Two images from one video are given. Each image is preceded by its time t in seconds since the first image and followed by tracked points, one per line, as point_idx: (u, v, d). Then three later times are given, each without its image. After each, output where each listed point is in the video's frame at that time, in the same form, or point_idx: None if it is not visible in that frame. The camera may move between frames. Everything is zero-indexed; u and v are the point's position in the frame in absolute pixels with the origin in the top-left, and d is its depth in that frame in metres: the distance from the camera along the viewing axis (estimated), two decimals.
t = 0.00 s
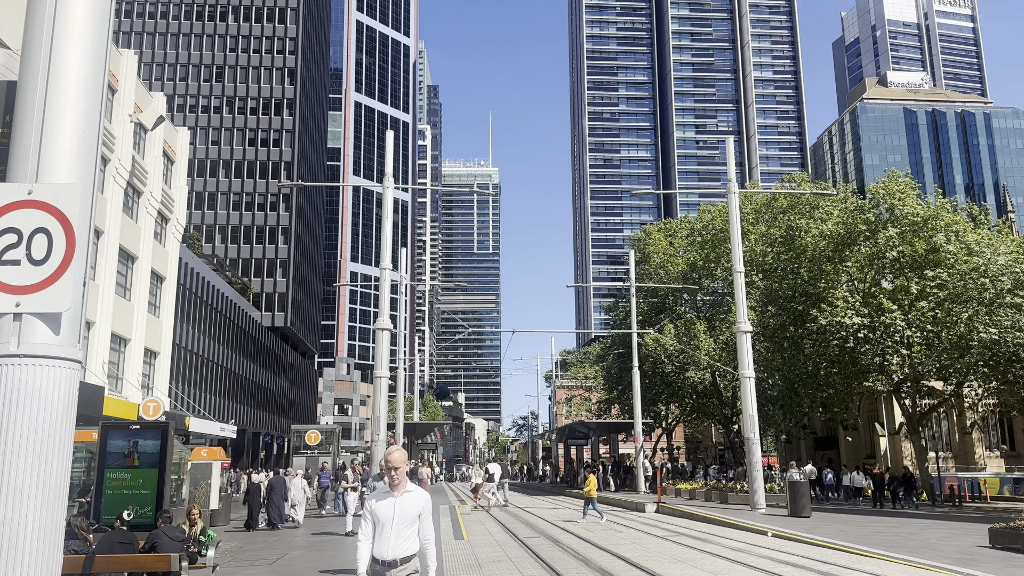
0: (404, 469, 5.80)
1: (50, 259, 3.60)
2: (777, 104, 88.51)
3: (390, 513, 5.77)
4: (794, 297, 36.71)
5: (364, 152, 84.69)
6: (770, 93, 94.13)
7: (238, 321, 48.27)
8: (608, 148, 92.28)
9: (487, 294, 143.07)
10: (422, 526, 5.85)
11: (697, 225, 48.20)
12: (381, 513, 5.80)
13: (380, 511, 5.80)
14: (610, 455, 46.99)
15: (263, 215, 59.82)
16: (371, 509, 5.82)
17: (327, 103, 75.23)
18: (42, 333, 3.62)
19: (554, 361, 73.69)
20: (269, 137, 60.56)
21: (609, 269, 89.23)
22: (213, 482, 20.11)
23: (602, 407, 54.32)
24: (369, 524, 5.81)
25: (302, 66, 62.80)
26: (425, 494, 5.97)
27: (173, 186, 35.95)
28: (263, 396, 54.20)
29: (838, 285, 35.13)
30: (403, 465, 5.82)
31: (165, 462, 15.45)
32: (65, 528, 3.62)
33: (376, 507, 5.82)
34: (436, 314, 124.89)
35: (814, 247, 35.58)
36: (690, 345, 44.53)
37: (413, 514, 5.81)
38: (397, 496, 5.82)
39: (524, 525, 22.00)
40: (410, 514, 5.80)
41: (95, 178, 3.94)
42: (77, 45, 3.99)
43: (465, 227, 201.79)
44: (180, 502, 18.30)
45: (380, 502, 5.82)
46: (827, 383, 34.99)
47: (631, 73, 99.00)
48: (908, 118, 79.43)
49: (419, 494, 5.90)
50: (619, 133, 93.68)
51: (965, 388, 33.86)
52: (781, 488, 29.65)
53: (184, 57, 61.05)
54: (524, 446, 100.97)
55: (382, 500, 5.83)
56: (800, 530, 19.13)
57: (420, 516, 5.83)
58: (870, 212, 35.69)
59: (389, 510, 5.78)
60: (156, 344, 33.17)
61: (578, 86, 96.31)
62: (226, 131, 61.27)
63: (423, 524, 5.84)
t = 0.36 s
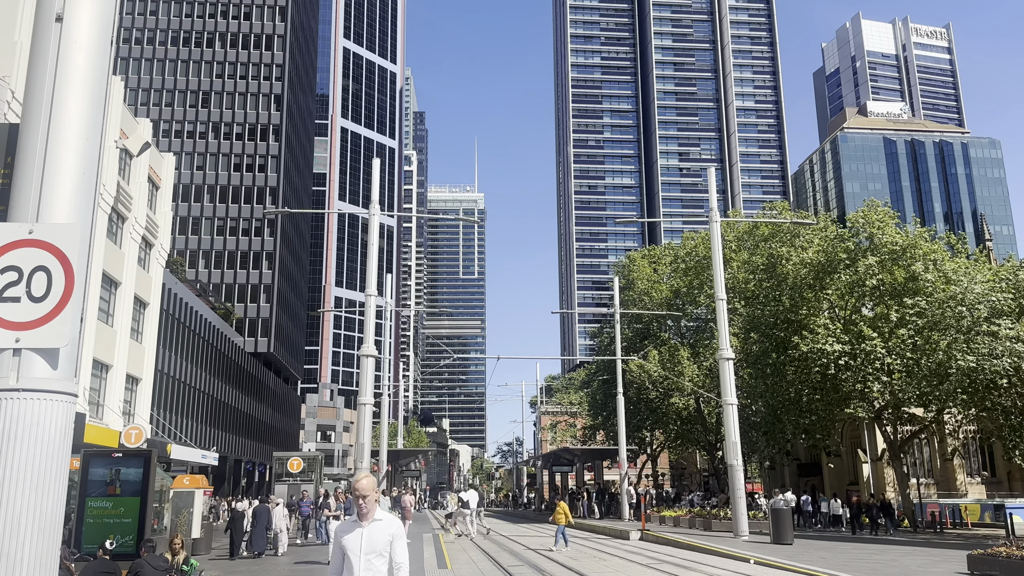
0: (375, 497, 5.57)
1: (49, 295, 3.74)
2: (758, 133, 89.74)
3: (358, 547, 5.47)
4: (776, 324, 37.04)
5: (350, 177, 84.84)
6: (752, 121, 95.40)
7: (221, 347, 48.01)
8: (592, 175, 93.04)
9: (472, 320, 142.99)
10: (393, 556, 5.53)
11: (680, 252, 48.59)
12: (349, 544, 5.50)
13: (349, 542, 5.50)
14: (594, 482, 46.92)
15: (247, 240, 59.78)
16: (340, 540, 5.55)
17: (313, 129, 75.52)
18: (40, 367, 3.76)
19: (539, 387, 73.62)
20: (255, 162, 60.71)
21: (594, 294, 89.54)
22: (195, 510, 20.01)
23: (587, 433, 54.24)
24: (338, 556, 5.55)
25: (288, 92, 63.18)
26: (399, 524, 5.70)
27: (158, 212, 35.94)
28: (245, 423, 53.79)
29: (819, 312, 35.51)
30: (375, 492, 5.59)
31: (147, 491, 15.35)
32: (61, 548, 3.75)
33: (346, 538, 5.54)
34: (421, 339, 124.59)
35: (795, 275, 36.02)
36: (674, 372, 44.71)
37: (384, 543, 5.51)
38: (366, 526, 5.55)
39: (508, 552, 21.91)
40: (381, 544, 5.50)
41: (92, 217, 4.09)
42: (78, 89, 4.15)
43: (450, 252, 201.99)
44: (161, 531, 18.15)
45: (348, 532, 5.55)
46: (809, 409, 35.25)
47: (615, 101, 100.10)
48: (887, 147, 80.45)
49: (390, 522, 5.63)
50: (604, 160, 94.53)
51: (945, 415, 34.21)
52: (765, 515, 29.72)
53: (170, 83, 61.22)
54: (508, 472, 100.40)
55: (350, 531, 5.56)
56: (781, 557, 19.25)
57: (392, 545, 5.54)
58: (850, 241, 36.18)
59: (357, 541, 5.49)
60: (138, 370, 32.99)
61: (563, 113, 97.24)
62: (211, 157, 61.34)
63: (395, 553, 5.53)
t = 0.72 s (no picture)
0: (338, 519, 5.32)
1: (56, 323, 3.91)
2: (742, 158, 90.84)
3: (322, 571, 5.21)
4: (759, 348, 37.35)
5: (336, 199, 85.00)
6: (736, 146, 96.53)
7: (205, 369, 47.79)
8: (579, 198, 93.74)
9: (458, 342, 142.74)
10: None
11: (665, 275, 49.03)
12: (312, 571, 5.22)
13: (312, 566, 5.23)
14: (580, 506, 46.84)
15: (232, 262, 59.75)
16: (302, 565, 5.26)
17: (300, 151, 75.73)
18: (45, 394, 3.93)
19: (525, 409, 73.49)
20: (241, 184, 60.79)
21: (580, 317, 89.81)
22: (179, 534, 19.94)
23: (573, 456, 54.26)
24: None
25: (276, 114, 63.46)
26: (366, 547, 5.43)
27: (143, 233, 35.89)
28: (229, 446, 53.45)
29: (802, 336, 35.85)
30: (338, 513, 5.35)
31: (132, 514, 15.30)
32: (61, 563, 3.88)
33: (308, 562, 5.26)
34: (407, 362, 124.26)
35: (778, 299, 36.41)
36: (659, 395, 44.91)
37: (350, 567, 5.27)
38: (329, 549, 5.27)
39: None
40: (348, 564, 5.26)
41: (97, 248, 4.26)
42: (85, 124, 4.33)
43: (436, 274, 202.24)
44: (145, 555, 18.08)
45: (310, 557, 5.26)
46: (793, 433, 35.47)
47: (601, 126, 101.11)
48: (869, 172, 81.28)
49: (355, 543, 5.37)
50: (590, 184, 95.25)
51: (927, 438, 34.48)
52: (749, 539, 29.89)
53: (157, 105, 61.40)
54: (494, 496, 99.94)
55: (312, 555, 5.28)
56: None
57: (358, 566, 5.30)
58: (832, 265, 36.67)
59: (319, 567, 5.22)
60: (122, 393, 32.82)
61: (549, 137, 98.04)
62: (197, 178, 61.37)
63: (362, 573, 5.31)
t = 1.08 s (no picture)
0: (308, 537, 4.63)
1: (58, 338, 4.03)
2: (732, 169, 91.41)
3: None
4: (748, 358, 37.56)
5: (328, 208, 85.03)
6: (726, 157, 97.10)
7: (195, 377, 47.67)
8: (570, 208, 94.04)
9: (449, 351, 142.64)
10: None
11: (655, 285, 49.29)
12: None
13: None
14: (570, 515, 46.87)
15: (223, 270, 59.69)
16: None
17: (292, 159, 75.85)
18: (46, 408, 4.05)
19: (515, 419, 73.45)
20: (232, 192, 60.72)
21: (571, 326, 89.98)
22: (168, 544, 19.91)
23: (564, 465, 54.45)
24: None
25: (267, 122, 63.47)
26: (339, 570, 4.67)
27: (134, 241, 35.83)
28: (218, 456, 53.24)
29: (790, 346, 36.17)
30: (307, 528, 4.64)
31: (122, 524, 15.30)
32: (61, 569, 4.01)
33: None
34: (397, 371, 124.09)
35: (766, 309, 36.64)
36: (648, 404, 45.07)
37: None
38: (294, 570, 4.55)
39: None
40: None
41: (97, 266, 4.38)
42: (86, 147, 4.46)
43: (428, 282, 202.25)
44: (136, 563, 18.06)
45: None
46: (781, 443, 35.69)
47: (592, 136, 101.56)
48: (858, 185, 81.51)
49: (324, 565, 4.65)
50: (581, 193, 95.59)
51: (915, 448, 34.63)
52: (737, 548, 30.09)
53: (148, 113, 61.38)
54: (484, 505, 99.77)
55: None
56: None
57: None
58: (820, 276, 36.96)
59: None
60: (111, 401, 32.73)
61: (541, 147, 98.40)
62: (188, 186, 61.31)
63: None
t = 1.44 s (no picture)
0: (272, 525, 4.45)
1: (65, 335, 4.17)
2: (729, 161, 91.56)
3: None
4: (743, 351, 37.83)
5: (325, 199, 84.99)
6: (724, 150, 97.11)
7: (192, 367, 47.82)
8: (567, 200, 94.12)
9: (446, 343, 142.81)
10: None
11: (652, 278, 49.51)
12: None
13: None
14: (566, 506, 47.16)
15: (221, 261, 59.76)
16: None
17: (289, 151, 75.80)
18: (54, 400, 4.19)
19: (512, 410, 73.69)
20: (229, 183, 60.68)
21: (567, 317, 90.19)
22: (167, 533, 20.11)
23: (560, 457, 54.71)
24: None
25: (265, 113, 63.39)
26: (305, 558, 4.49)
27: (131, 232, 35.86)
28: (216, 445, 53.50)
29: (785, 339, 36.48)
30: (271, 514, 4.45)
31: (121, 513, 15.48)
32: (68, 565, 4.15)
33: None
34: (394, 362, 124.31)
35: (762, 302, 36.90)
36: (644, 396, 45.38)
37: None
38: (257, 562, 4.38)
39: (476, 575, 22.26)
40: None
41: (102, 263, 4.52)
42: (92, 148, 4.59)
43: (425, 274, 202.24)
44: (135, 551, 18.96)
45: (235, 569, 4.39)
46: (776, 435, 36.02)
47: (590, 128, 101.54)
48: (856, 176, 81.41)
49: (289, 553, 4.47)
50: (579, 185, 95.62)
51: (909, 440, 34.91)
52: (730, 539, 30.41)
53: (145, 103, 61.29)
54: (480, 496, 100.17)
55: (236, 568, 4.40)
56: None
57: None
58: (815, 270, 37.23)
59: None
60: (109, 392, 32.86)
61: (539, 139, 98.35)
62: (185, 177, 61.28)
63: None
